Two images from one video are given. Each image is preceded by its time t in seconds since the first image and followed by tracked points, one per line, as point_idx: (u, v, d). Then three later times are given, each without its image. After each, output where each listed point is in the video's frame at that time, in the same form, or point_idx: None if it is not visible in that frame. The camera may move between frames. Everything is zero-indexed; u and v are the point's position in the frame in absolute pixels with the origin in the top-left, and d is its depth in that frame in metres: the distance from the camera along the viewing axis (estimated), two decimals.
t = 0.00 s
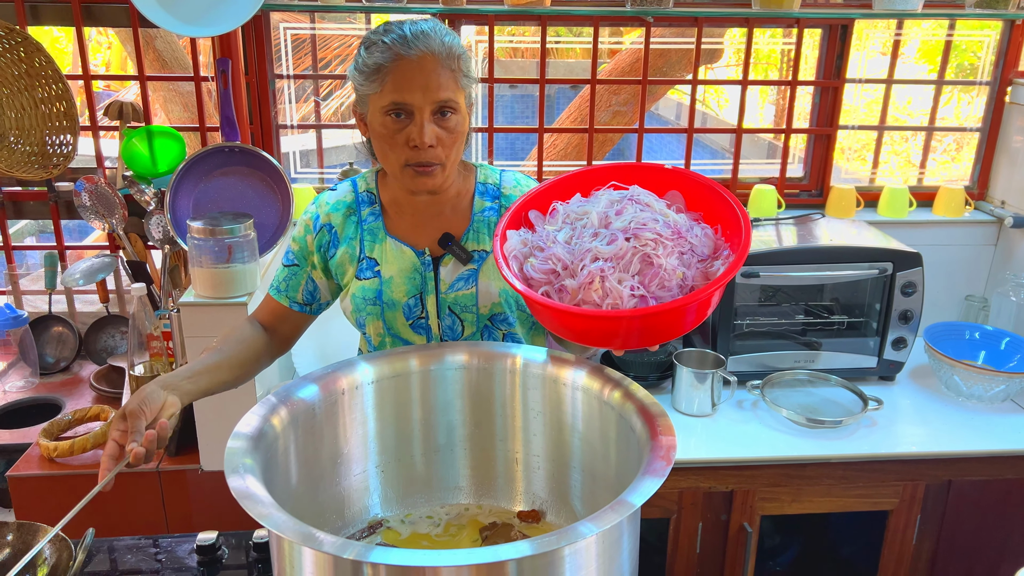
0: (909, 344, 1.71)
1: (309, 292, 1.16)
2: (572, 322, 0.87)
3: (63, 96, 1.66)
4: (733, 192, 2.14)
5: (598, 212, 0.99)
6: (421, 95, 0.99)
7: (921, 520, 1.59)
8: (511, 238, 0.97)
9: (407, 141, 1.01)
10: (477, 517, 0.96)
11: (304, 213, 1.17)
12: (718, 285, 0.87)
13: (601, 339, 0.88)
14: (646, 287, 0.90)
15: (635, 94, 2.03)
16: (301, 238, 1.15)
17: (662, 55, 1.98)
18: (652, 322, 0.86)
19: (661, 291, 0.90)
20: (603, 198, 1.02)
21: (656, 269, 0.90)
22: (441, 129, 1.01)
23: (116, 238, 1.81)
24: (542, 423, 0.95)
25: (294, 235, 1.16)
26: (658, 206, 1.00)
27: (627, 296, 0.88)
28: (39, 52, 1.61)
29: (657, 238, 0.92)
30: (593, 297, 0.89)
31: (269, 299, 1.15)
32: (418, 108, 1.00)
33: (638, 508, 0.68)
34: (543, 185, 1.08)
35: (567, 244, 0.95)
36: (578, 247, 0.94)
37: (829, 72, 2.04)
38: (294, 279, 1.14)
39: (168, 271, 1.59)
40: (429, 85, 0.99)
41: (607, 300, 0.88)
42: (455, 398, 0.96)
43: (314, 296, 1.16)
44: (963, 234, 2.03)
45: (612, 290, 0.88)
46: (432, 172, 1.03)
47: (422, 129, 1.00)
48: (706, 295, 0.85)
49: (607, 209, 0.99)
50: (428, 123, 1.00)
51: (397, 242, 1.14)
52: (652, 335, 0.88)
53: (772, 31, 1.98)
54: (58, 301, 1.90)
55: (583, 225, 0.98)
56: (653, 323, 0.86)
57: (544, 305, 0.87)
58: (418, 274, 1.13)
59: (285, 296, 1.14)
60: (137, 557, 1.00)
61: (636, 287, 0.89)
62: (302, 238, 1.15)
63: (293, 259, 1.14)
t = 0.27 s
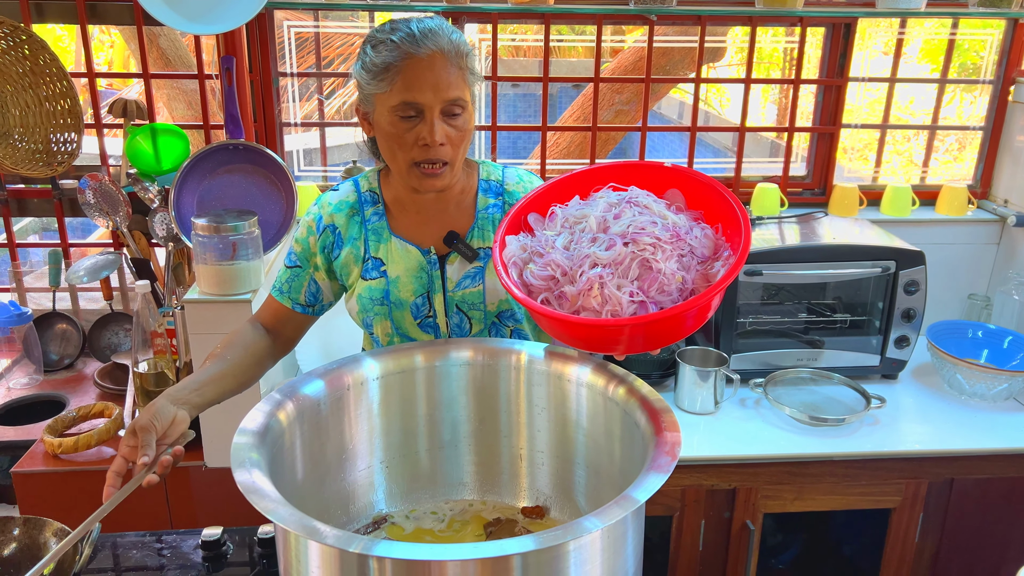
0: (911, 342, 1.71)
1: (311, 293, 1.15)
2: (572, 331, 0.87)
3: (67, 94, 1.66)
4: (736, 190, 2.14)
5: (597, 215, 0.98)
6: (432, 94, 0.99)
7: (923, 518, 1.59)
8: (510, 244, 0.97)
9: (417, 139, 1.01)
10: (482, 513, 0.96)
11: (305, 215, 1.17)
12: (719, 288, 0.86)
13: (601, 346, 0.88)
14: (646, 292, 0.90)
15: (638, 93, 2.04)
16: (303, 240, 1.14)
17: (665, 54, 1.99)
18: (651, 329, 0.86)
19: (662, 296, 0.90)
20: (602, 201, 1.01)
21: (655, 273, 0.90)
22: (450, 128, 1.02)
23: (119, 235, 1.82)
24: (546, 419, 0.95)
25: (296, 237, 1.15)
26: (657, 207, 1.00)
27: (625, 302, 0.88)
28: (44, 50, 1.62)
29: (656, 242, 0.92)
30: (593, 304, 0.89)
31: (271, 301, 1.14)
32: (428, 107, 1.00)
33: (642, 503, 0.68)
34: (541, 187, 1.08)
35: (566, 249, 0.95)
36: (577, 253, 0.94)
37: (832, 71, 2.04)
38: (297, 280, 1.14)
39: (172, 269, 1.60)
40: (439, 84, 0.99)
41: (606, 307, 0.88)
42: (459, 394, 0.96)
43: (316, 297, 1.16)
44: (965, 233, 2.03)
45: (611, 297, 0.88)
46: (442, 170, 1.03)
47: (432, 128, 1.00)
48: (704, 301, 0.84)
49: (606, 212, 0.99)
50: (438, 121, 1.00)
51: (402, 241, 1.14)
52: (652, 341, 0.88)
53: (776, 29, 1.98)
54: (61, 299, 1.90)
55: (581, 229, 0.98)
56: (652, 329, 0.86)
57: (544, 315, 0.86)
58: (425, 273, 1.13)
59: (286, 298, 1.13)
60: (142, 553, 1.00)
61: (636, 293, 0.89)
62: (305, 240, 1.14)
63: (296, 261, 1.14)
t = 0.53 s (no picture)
0: (914, 341, 1.71)
1: (320, 288, 1.15)
2: (576, 328, 0.86)
3: (69, 92, 1.67)
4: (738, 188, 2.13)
5: (602, 214, 0.98)
6: (443, 84, 1.00)
7: (925, 517, 1.59)
8: (514, 242, 0.97)
9: (430, 130, 1.02)
10: (483, 510, 0.96)
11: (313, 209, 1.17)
12: (724, 287, 0.86)
13: (604, 343, 0.88)
14: (650, 291, 0.90)
15: (640, 91, 2.04)
16: (311, 235, 1.15)
17: (667, 52, 1.99)
18: (656, 327, 0.85)
19: (666, 295, 0.89)
20: (607, 200, 1.01)
21: (659, 272, 0.90)
22: (462, 119, 1.03)
23: (121, 233, 1.82)
24: (548, 416, 0.95)
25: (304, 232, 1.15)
26: (663, 207, 1.00)
27: (630, 300, 0.88)
28: (47, 47, 1.62)
29: (661, 241, 0.92)
30: (597, 301, 0.89)
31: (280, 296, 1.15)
32: (441, 98, 1.01)
33: (643, 499, 0.68)
34: (547, 186, 1.08)
35: (571, 248, 0.95)
36: (581, 251, 0.94)
37: (834, 69, 2.04)
38: (304, 276, 1.14)
39: (174, 267, 1.60)
40: (451, 74, 1.00)
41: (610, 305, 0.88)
42: (461, 391, 0.96)
43: (323, 293, 1.16)
44: (968, 232, 2.02)
45: (615, 294, 0.88)
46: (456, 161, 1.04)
47: (445, 119, 1.01)
48: (708, 300, 0.84)
49: (612, 211, 0.99)
50: (450, 112, 1.01)
51: (408, 237, 1.14)
52: (656, 339, 0.88)
53: (778, 27, 1.98)
54: (63, 296, 1.90)
55: (587, 228, 0.98)
56: (657, 328, 0.86)
57: (548, 312, 0.86)
58: (431, 269, 1.14)
59: (296, 293, 1.14)
60: (144, 549, 1.00)
61: (640, 291, 0.89)
62: (313, 235, 1.15)
63: (304, 256, 1.14)
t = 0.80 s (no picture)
0: (915, 339, 1.70)
1: (332, 275, 1.19)
2: (580, 323, 0.86)
3: (70, 90, 1.66)
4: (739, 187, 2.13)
5: (607, 209, 0.98)
6: (449, 82, 1.01)
7: (926, 516, 1.59)
8: (519, 235, 0.97)
9: (436, 127, 1.03)
10: (484, 507, 0.96)
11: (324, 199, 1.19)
12: (731, 283, 0.86)
13: (609, 339, 0.88)
14: (655, 287, 0.90)
15: (641, 89, 2.03)
16: (320, 225, 1.17)
17: (668, 51, 1.99)
18: (661, 322, 0.85)
19: (671, 291, 0.89)
20: (612, 196, 1.02)
21: (665, 268, 0.90)
22: (468, 115, 1.03)
23: (122, 231, 1.82)
24: (549, 414, 0.95)
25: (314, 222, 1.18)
26: (668, 203, 1.00)
27: (634, 296, 0.88)
28: (47, 44, 1.62)
29: (666, 237, 0.92)
30: (601, 297, 0.89)
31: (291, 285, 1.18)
32: (447, 95, 1.01)
33: (644, 496, 0.68)
34: (552, 181, 1.08)
35: (576, 242, 0.95)
36: (586, 246, 0.94)
37: (836, 67, 2.03)
38: (314, 267, 1.17)
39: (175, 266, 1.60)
40: (456, 71, 1.01)
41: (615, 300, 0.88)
42: (462, 389, 0.96)
43: (332, 284, 1.20)
44: (971, 231, 2.02)
45: (620, 290, 0.88)
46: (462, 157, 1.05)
47: (451, 115, 1.02)
48: (714, 295, 0.84)
49: (617, 206, 0.99)
50: (456, 110, 1.02)
51: (415, 230, 1.14)
52: (660, 336, 0.88)
53: (780, 25, 1.98)
54: (64, 294, 1.91)
55: (591, 223, 0.98)
56: (662, 324, 0.86)
57: (553, 306, 0.86)
58: (435, 263, 1.14)
59: (304, 283, 1.17)
60: (144, 546, 1.00)
61: (645, 287, 0.89)
62: (322, 225, 1.17)
63: (314, 245, 1.17)
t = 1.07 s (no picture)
0: (916, 338, 1.70)
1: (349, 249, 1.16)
2: (550, 318, 0.86)
3: (72, 88, 1.67)
4: (740, 186, 2.12)
5: (586, 204, 0.98)
6: (439, 73, 1.01)
7: (927, 515, 1.59)
8: (497, 230, 0.97)
9: (428, 119, 1.03)
10: (484, 505, 0.96)
11: (341, 177, 1.18)
12: (703, 277, 0.85)
13: (582, 336, 0.87)
14: (627, 282, 0.89)
15: (642, 88, 2.03)
16: (344, 197, 1.14)
17: (669, 50, 1.98)
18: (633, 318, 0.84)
19: (642, 286, 0.89)
20: (593, 191, 1.01)
21: (637, 263, 0.89)
22: (461, 107, 1.03)
23: (123, 230, 1.82)
24: (548, 413, 0.95)
25: (337, 193, 1.14)
26: (649, 197, 0.99)
27: (605, 291, 0.87)
28: (48, 44, 1.63)
29: (640, 231, 0.91)
30: (573, 291, 0.89)
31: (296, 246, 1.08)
32: (438, 86, 1.02)
33: (643, 495, 0.68)
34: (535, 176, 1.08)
35: (552, 237, 0.95)
36: (561, 240, 0.93)
37: (837, 66, 2.03)
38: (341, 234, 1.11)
39: (176, 265, 1.60)
40: (447, 63, 1.01)
41: (586, 295, 0.87)
42: (461, 387, 0.96)
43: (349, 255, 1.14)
44: (972, 230, 2.02)
45: (591, 285, 0.88)
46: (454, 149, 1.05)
47: (441, 107, 1.02)
48: (684, 291, 0.83)
49: (595, 202, 0.99)
50: (447, 101, 1.03)
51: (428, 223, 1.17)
52: (631, 331, 0.87)
53: (781, 24, 1.98)
54: (65, 294, 1.91)
55: (569, 217, 0.98)
56: (633, 320, 0.85)
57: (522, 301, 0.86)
58: (445, 258, 1.16)
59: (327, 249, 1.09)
60: (143, 545, 1.00)
61: (616, 281, 0.89)
62: (346, 198, 1.15)
63: (340, 215, 1.12)
